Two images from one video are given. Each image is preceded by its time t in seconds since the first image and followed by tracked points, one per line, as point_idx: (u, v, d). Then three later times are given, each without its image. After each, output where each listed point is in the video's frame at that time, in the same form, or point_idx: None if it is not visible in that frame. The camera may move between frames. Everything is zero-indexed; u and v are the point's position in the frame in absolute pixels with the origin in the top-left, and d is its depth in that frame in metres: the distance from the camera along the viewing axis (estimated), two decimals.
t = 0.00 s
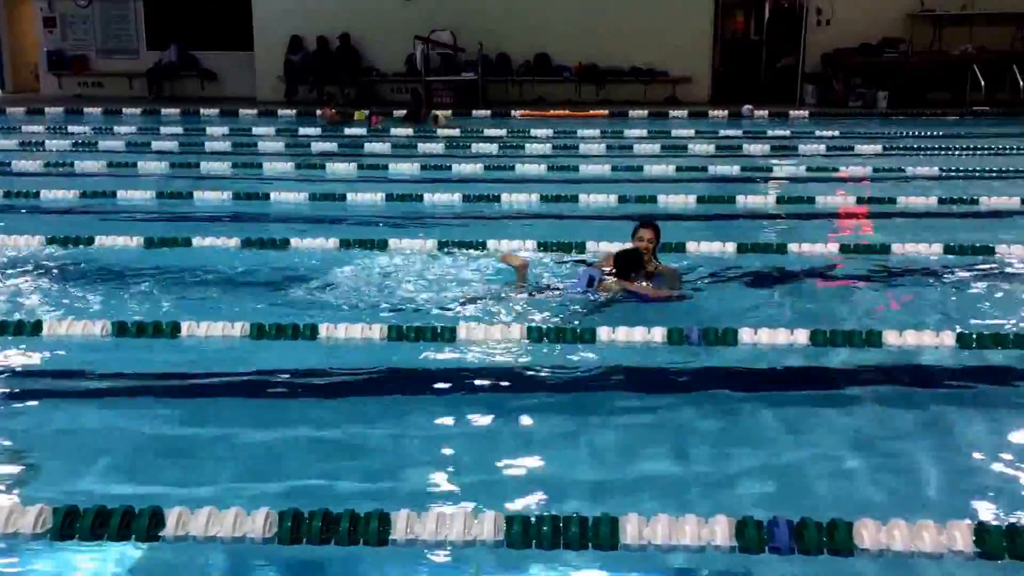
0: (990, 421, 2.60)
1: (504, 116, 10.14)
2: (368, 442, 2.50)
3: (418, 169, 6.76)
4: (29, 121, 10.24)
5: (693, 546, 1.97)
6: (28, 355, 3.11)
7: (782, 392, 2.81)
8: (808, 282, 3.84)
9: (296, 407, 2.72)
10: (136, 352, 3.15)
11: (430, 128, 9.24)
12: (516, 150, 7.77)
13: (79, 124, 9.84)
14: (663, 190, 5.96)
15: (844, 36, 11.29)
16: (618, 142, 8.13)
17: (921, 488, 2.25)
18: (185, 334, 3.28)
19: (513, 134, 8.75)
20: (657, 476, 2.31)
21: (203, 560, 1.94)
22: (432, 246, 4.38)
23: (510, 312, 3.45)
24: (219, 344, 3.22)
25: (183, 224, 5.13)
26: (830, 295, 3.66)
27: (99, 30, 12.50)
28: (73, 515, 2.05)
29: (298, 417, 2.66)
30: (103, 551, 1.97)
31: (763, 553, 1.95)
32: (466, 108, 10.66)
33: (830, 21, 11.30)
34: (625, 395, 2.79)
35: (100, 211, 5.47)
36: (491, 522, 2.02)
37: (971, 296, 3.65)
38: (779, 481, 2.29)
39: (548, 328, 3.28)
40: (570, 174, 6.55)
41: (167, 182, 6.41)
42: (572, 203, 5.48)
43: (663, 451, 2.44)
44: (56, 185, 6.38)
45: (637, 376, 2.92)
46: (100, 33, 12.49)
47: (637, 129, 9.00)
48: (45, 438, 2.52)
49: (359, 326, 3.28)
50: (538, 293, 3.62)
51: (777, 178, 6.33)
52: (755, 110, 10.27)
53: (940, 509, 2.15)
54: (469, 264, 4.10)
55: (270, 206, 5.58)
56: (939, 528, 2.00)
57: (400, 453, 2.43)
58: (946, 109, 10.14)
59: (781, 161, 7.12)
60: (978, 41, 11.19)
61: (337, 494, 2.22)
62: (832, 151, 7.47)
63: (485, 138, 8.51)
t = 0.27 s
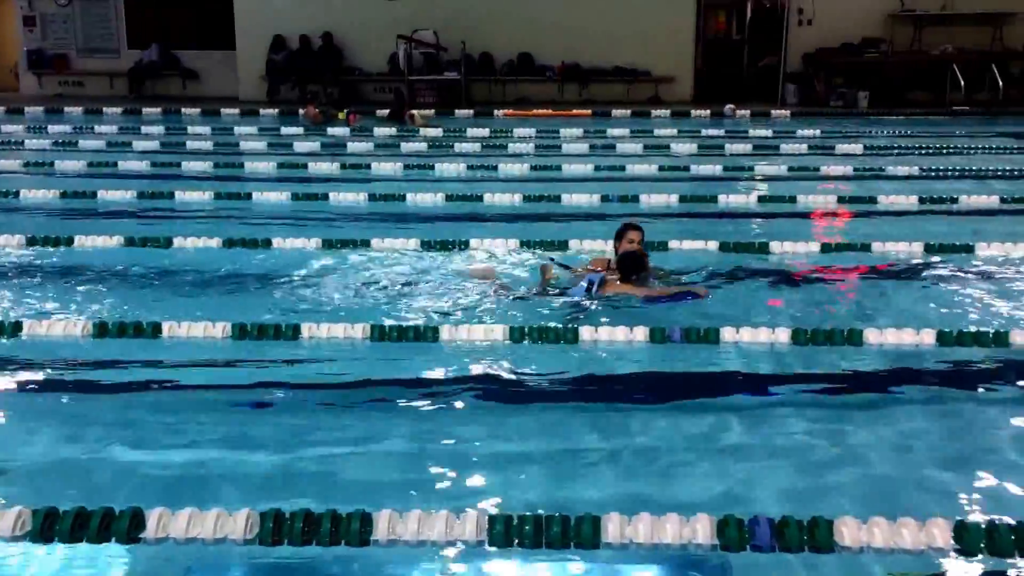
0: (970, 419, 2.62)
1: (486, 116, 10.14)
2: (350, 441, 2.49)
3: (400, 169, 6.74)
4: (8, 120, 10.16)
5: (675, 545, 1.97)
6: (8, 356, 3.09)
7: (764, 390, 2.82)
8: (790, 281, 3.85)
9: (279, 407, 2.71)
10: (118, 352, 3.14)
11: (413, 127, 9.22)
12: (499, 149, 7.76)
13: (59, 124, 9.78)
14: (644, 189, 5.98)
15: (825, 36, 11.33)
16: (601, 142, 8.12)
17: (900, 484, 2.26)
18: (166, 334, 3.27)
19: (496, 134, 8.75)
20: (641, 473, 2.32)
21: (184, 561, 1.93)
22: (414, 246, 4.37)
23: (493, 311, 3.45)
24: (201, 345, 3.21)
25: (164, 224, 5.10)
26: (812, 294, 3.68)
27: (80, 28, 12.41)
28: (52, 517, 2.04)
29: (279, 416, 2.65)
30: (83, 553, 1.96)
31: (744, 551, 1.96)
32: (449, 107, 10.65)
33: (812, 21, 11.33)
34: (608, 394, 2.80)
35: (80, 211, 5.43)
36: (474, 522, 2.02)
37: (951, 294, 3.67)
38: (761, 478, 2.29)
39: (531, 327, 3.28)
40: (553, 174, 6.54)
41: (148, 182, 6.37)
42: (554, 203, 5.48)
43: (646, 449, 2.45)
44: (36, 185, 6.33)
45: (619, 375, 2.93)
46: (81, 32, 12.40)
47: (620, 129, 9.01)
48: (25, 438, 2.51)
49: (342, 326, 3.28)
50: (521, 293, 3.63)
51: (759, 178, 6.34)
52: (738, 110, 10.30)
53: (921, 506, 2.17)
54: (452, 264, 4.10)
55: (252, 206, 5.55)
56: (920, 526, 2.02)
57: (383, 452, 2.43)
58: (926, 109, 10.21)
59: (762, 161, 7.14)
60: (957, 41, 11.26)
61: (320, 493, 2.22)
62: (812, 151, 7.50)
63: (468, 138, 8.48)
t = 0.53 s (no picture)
0: (950, 416, 2.64)
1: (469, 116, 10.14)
2: (332, 442, 2.49)
3: (382, 168, 6.73)
4: None
5: (657, 543, 1.98)
6: None
7: (744, 388, 2.83)
8: (770, 280, 3.87)
9: (261, 408, 2.70)
10: (98, 354, 3.12)
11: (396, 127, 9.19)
12: (481, 149, 7.75)
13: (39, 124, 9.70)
14: (627, 188, 6.00)
15: (806, 35, 11.37)
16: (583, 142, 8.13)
17: (879, 481, 2.28)
18: (147, 335, 3.25)
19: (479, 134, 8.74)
20: (622, 471, 2.32)
21: (165, 563, 1.92)
22: (396, 246, 4.37)
23: (475, 310, 3.46)
24: (182, 346, 3.19)
25: (144, 224, 5.07)
26: (792, 292, 3.70)
27: (59, 28, 12.30)
28: (31, 520, 2.02)
29: (260, 417, 2.64)
30: (63, 555, 1.94)
31: (724, 549, 1.97)
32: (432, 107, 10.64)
33: (792, 21, 11.38)
34: (589, 393, 2.80)
35: (58, 211, 5.38)
36: (455, 522, 2.02)
37: (929, 292, 3.70)
38: (742, 476, 2.30)
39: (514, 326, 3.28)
40: (535, 174, 6.54)
41: (129, 182, 6.33)
42: (536, 203, 5.47)
43: (627, 447, 2.46)
44: (15, 185, 6.27)
45: (601, 374, 2.94)
46: (60, 31, 12.30)
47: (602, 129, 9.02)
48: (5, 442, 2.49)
49: (323, 326, 3.27)
50: (503, 293, 3.63)
51: (740, 177, 6.36)
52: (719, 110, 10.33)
53: (900, 502, 2.18)
54: (433, 264, 4.09)
55: (234, 205, 5.53)
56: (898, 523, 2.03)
57: (366, 453, 2.43)
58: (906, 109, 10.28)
59: (744, 160, 7.16)
60: (937, 41, 11.35)
61: (301, 494, 2.22)
62: (794, 150, 7.54)
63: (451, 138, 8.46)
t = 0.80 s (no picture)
0: (929, 412, 2.66)
1: (450, 115, 10.13)
2: (313, 441, 2.48)
3: (364, 168, 6.71)
4: None
5: (639, 541, 1.98)
6: None
7: (725, 386, 2.85)
8: (751, 278, 3.89)
9: (240, 407, 2.69)
10: (76, 354, 3.10)
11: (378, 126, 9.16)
12: (463, 149, 7.74)
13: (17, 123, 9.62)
14: (608, 188, 6.01)
15: (787, 35, 11.43)
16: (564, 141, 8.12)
17: (860, 478, 2.29)
18: (126, 335, 3.23)
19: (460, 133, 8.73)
20: (604, 469, 2.33)
21: (144, 565, 1.91)
22: (379, 245, 4.36)
23: (458, 310, 3.46)
24: (162, 346, 3.18)
25: (124, 223, 5.04)
26: (772, 291, 3.72)
27: (38, 27, 12.21)
28: (10, 522, 2.01)
29: (241, 417, 2.64)
30: (42, 557, 1.93)
31: (704, 549, 1.97)
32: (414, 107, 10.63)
33: (773, 21, 11.43)
34: (570, 392, 2.81)
35: (36, 211, 5.33)
36: (437, 522, 2.03)
37: (907, 290, 3.73)
38: (722, 474, 2.31)
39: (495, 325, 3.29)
40: (517, 173, 6.54)
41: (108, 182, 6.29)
42: (519, 203, 5.47)
43: (609, 446, 2.46)
44: None
45: (582, 372, 2.94)
46: (40, 30, 12.21)
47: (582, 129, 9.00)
48: None
49: (304, 326, 3.26)
50: (486, 293, 3.63)
51: (722, 177, 6.37)
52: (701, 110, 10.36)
53: (879, 499, 2.19)
54: (415, 263, 4.09)
55: (216, 205, 5.51)
56: (876, 520, 2.04)
57: (346, 452, 2.42)
58: (885, 108, 10.36)
59: (726, 160, 7.18)
60: (915, 41, 11.43)
61: (283, 493, 2.20)
62: (774, 149, 7.58)
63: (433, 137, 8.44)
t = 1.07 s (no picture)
0: (907, 410, 2.68)
1: (432, 114, 10.11)
2: (295, 442, 2.48)
3: (345, 167, 6.70)
4: None
5: (619, 540, 1.99)
6: None
7: (706, 385, 2.86)
8: (732, 277, 3.91)
9: (221, 408, 2.69)
10: (55, 356, 3.08)
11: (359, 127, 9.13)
12: (445, 148, 7.72)
13: None
14: (590, 187, 6.02)
15: (768, 35, 11.47)
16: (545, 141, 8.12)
17: (840, 476, 2.31)
18: (105, 336, 3.22)
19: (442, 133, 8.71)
20: (586, 469, 2.34)
21: (124, 566, 1.90)
22: (360, 245, 4.35)
23: (439, 310, 3.46)
24: (141, 347, 3.16)
25: (103, 223, 5.00)
26: (753, 290, 3.73)
27: (17, 25, 12.12)
28: None
29: (222, 418, 2.62)
30: (20, 559, 1.92)
31: (684, 546, 1.98)
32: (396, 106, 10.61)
33: (753, 21, 11.47)
34: (552, 391, 2.81)
35: (15, 212, 5.29)
36: (419, 521, 2.03)
37: (886, 289, 3.76)
38: (703, 473, 2.32)
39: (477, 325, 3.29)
40: (499, 173, 6.53)
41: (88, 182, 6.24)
42: (501, 203, 5.46)
43: (590, 445, 2.47)
44: None
45: (564, 372, 2.95)
46: (18, 29, 12.11)
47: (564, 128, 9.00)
48: None
49: (284, 327, 3.25)
50: (467, 293, 3.63)
51: (704, 176, 6.39)
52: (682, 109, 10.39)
53: (857, 496, 2.21)
54: (396, 263, 4.08)
55: (196, 205, 5.48)
56: (854, 517, 2.05)
57: (327, 453, 2.42)
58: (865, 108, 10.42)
59: (707, 159, 7.20)
60: (894, 41, 11.51)
61: (264, 495, 2.20)
62: (755, 149, 7.61)
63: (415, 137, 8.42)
